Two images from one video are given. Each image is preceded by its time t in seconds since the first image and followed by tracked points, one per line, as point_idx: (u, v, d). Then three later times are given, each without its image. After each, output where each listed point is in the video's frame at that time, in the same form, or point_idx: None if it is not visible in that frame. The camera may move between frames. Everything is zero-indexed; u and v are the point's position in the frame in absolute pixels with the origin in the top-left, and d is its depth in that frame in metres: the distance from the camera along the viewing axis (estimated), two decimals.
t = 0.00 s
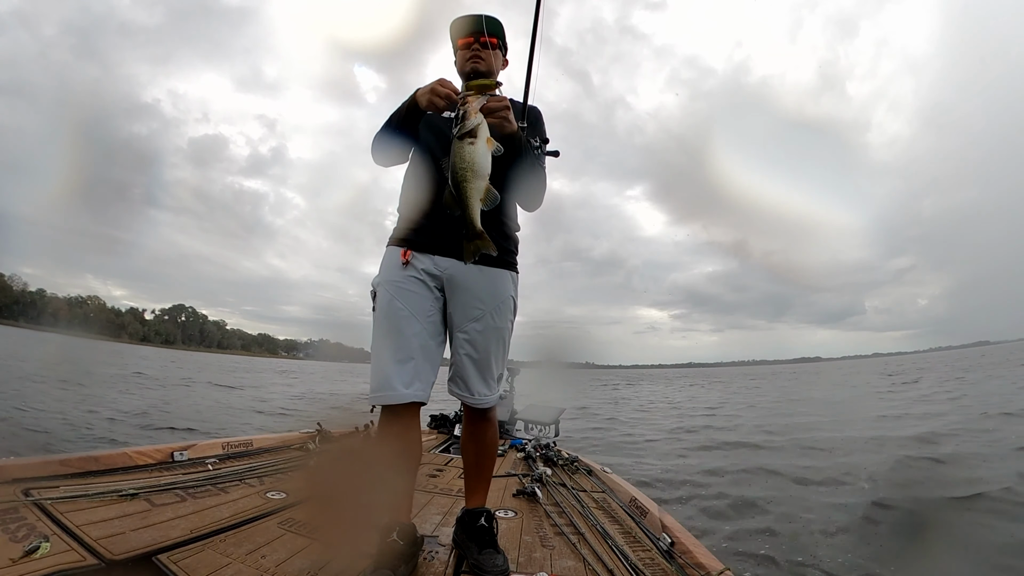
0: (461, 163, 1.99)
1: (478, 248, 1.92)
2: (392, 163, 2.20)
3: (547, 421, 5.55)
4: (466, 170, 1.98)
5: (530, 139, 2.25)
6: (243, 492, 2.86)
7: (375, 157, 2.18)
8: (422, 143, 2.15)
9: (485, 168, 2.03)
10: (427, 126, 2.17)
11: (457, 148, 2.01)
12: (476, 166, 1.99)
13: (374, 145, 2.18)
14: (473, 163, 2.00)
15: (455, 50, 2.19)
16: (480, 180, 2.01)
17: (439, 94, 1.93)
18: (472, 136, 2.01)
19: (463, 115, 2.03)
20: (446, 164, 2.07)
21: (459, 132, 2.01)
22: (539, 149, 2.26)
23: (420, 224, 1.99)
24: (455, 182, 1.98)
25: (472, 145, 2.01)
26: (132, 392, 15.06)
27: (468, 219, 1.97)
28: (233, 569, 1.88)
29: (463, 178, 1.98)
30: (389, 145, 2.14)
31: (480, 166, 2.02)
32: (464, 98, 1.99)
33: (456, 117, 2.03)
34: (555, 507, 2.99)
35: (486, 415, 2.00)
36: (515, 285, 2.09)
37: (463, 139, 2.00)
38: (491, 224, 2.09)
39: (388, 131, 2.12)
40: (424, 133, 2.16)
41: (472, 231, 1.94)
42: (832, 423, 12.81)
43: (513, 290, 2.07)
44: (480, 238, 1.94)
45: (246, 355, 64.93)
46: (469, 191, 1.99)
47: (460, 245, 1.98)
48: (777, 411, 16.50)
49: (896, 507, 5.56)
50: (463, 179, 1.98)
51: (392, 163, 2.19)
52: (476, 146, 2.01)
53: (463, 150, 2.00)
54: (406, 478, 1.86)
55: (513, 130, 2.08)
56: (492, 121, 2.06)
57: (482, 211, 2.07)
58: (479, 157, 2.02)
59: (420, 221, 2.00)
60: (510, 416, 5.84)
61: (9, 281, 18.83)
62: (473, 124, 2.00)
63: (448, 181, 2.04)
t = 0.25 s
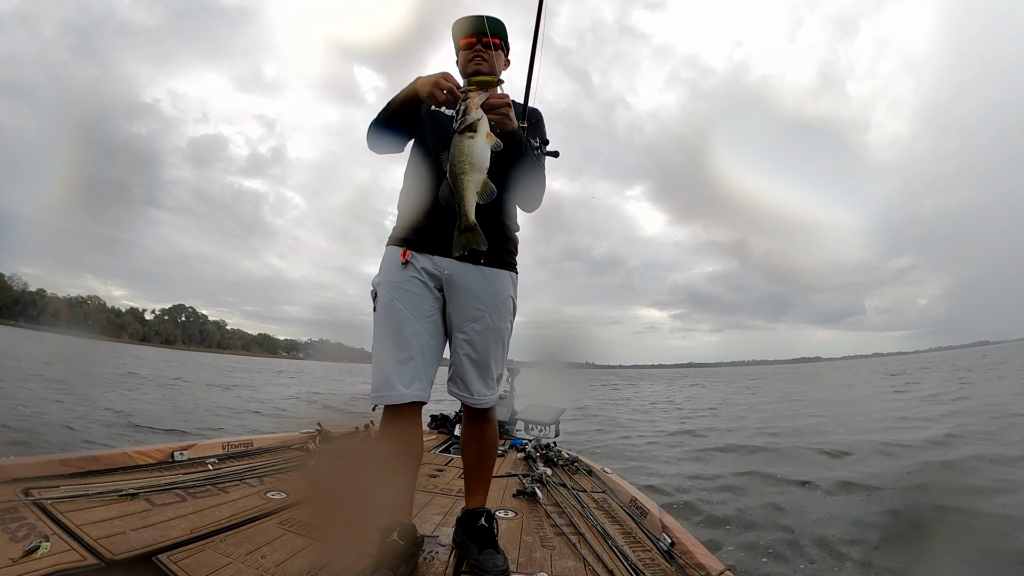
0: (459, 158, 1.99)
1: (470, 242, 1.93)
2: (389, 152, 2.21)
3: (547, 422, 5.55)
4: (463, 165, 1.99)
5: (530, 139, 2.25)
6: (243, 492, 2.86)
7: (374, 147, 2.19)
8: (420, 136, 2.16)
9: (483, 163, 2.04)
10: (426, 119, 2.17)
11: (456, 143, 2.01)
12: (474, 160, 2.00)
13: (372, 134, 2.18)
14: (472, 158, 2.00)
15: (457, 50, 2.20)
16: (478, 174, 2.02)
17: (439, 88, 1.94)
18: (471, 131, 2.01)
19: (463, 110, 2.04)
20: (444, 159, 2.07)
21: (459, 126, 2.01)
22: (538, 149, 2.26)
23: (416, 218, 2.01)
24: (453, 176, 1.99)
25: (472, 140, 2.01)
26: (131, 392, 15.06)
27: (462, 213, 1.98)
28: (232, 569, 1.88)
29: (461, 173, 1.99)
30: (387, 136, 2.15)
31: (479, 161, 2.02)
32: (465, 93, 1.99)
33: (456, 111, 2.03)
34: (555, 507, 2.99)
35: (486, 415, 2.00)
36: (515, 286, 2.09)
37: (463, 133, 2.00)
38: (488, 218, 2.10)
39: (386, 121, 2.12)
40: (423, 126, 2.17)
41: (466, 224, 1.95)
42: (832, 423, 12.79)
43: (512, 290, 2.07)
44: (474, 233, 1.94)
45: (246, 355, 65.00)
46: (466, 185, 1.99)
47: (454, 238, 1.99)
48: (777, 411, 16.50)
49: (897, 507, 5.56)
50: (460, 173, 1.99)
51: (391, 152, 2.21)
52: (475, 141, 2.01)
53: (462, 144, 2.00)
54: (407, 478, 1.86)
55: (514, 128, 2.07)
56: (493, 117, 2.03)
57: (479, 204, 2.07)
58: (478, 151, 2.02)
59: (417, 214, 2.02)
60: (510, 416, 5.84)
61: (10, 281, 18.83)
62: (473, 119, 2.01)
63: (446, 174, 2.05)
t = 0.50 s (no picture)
0: (467, 158, 2.01)
1: (484, 241, 1.95)
2: (391, 153, 2.20)
3: (547, 422, 5.55)
4: (472, 166, 2.01)
5: (532, 139, 2.27)
6: (243, 492, 2.86)
7: (377, 149, 2.18)
8: (423, 138, 2.16)
9: (491, 163, 2.06)
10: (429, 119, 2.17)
11: (463, 143, 2.03)
12: (482, 160, 2.02)
13: (374, 135, 2.17)
14: (480, 158, 2.02)
15: (460, 51, 2.20)
16: (487, 174, 2.04)
17: (446, 88, 1.91)
18: (477, 131, 2.04)
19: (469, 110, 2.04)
20: (451, 159, 2.08)
21: (465, 127, 2.03)
22: (541, 150, 2.27)
23: (423, 218, 2.00)
24: (462, 176, 2.01)
25: (479, 140, 2.03)
26: (131, 392, 15.04)
27: (474, 214, 2.00)
28: (232, 569, 1.88)
29: (470, 173, 2.01)
30: (390, 137, 2.14)
31: (487, 161, 2.04)
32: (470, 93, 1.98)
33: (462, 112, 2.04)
34: (555, 507, 2.99)
35: (486, 416, 2.00)
36: (515, 286, 2.09)
37: (470, 134, 2.03)
38: (496, 218, 2.12)
39: (390, 121, 2.11)
40: (426, 127, 2.16)
41: (478, 224, 1.97)
42: (832, 423, 12.79)
43: (512, 291, 2.07)
44: (486, 233, 1.96)
45: (246, 355, 65.00)
46: (475, 185, 2.01)
47: (465, 238, 2.00)
48: (777, 411, 16.51)
49: (897, 508, 5.56)
50: (470, 173, 2.01)
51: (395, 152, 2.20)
52: (482, 141, 2.04)
53: (469, 145, 2.02)
54: (406, 479, 1.86)
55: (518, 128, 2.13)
56: (497, 117, 2.09)
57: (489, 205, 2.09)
58: (485, 152, 2.04)
59: (423, 215, 2.01)
60: (510, 416, 5.84)
61: (9, 281, 18.81)
62: (479, 119, 2.02)
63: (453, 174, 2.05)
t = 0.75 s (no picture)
0: (473, 156, 2.02)
1: (490, 240, 1.96)
2: (393, 157, 2.16)
3: (547, 422, 5.55)
4: (478, 163, 2.02)
5: (534, 138, 2.28)
6: (243, 492, 2.85)
7: (376, 151, 2.15)
8: (425, 139, 2.16)
9: (497, 160, 2.07)
10: (432, 123, 2.17)
11: (469, 140, 2.03)
12: (489, 157, 2.02)
13: (374, 138, 2.13)
14: (486, 156, 2.03)
15: (463, 52, 2.20)
16: (493, 172, 2.05)
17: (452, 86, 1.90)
18: (483, 129, 2.04)
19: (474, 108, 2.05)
20: (457, 158, 2.08)
21: (471, 124, 2.03)
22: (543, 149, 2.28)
23: (428, 219, 2.00)
24: (468, 173, 2.00)
25: (485, 137, 2.04)
26: (131, 392, 15.05)
27: (480, 212, 2.01)
28: (232, 569, 1.88)
29: (476, 171, 2.01)
30: (390, 140, 2.10)
31: (493, 159, 2.05)
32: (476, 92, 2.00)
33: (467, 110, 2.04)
34: (555, 507, 2.99)
35: (487, 416, 2.00)
36: (517, 286, 2.09)
37: (476, 131, 2.03)
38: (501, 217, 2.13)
39: (391, 122, 2.07)
40: (429, 130, 2.16)
41: (485, 224, 1.99)
42: (832, 424, 12.79)
43: (514, 291, 2.07)
44: (494, 231, 1.98)
45: (246, 355, 65.00)
46: (482, 182, 2.02)
47: (471, 237, 2.01)
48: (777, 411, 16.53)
49: (897, 508, 5.56)
50: (476, 172, 2.01)
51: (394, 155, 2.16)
52: (488, 139, 2.04)
53: (475, 142, 2.03)
54: (407, 479, 1.85)
55: (522, 126, 2.16)
56: (503, 114, 2.10)
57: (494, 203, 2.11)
58: (491, 149, 2.05)
59: (427, 215, 2.00)
60: (511, 416, 5.84)
61: (10, 281, 18.82)
62: (484, 117, 2.03)
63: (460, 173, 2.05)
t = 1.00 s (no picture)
0: (474, 154, 2.01)
1: (489, 237, 1.96)
2: (394, 160, 2.16)
3: (548, 422, 5.55)
4: (478, 162, 2.01)
5: (536, 137, 2.28)
6: (243, 492, 2.85)
7: (378, 154, 2.15)
8: (427, 140, 2.15)
9: (498, 158, 2.06)
10: (434, 126, 2.18)
11: (470, 138, 2.02)
12: (489, 155, 2.01)
13: (377, 141, 2.14)
14: (487, 155, 2.02)
15: (464, 53, 2.21)
16: (494, 170, 2.04)
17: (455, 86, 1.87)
18: (485, 127, 2.04)
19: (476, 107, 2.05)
20: (457, 157, 2.08)
21: (472, 123, 2.02)
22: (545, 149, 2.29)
23: (428, 218, 1.99)
24: (469, 172, 2.00)
25: (486, 135, 2.03)
26: (131, 392, 15.04)
27: (479, 210, 2.00)
28: (233, 569, 1.88)
29: (476, 169, 2.00)
30: (392, 142, 2.10)
31: (494, 157, 2.04)
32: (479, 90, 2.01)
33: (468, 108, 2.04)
34: (556, 507, 2.99)
35: (488, 416, 2.00)
36: (519, 286, 2.09)
37: (477, 130, 2.02)
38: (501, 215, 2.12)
39: (393, 125, 2.08)
40: (431, 132, 2.16)
41: (485, 221, 1.98)
42: (832, 423, 12.78)
43: (516, 291, 2.07)
44: (493, 229, 1.97)
45: (246, 355, 64.98)
46: (482, 179, 2.01)
47: (471, 235, 2.00)
48: (777, 411, 16.53)
49: (897, 508, 5.55)
50: (476, 170, 2.00)
51: (395, 158, 2.15)
52: (489, 137, 2.04)
53: (476, 140, 2.02)
54: (408, 479, 1.85)
55: (524, 126, 2.17)
56: (505, 115, 2.12)
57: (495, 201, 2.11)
58: (493, 147, 2.04)
59: (428, 215, 2.00)
60: (511, 416, 5.85)
61: (10, 281, 18.82)
62: (486, 116, 2.03)
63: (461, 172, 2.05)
